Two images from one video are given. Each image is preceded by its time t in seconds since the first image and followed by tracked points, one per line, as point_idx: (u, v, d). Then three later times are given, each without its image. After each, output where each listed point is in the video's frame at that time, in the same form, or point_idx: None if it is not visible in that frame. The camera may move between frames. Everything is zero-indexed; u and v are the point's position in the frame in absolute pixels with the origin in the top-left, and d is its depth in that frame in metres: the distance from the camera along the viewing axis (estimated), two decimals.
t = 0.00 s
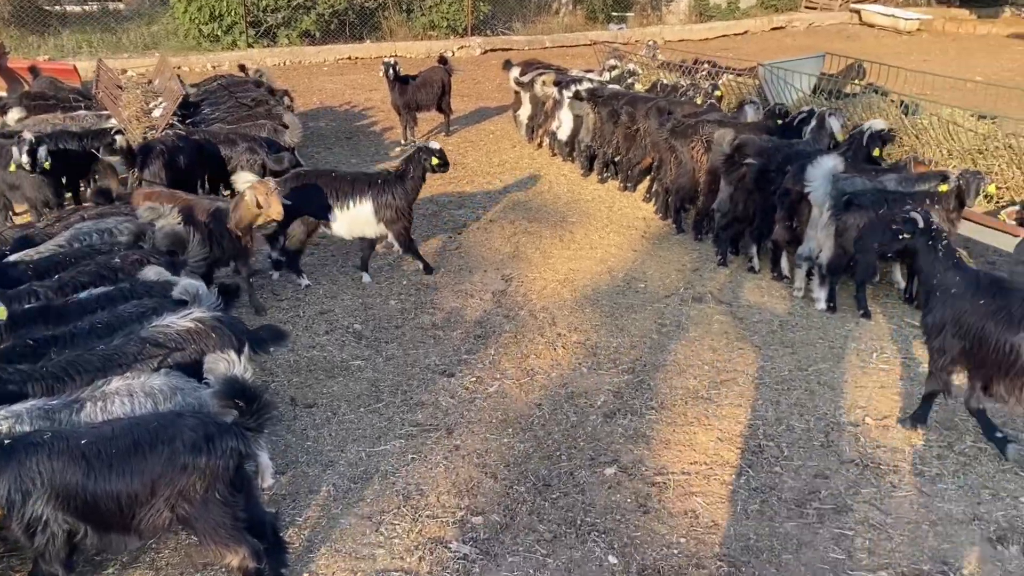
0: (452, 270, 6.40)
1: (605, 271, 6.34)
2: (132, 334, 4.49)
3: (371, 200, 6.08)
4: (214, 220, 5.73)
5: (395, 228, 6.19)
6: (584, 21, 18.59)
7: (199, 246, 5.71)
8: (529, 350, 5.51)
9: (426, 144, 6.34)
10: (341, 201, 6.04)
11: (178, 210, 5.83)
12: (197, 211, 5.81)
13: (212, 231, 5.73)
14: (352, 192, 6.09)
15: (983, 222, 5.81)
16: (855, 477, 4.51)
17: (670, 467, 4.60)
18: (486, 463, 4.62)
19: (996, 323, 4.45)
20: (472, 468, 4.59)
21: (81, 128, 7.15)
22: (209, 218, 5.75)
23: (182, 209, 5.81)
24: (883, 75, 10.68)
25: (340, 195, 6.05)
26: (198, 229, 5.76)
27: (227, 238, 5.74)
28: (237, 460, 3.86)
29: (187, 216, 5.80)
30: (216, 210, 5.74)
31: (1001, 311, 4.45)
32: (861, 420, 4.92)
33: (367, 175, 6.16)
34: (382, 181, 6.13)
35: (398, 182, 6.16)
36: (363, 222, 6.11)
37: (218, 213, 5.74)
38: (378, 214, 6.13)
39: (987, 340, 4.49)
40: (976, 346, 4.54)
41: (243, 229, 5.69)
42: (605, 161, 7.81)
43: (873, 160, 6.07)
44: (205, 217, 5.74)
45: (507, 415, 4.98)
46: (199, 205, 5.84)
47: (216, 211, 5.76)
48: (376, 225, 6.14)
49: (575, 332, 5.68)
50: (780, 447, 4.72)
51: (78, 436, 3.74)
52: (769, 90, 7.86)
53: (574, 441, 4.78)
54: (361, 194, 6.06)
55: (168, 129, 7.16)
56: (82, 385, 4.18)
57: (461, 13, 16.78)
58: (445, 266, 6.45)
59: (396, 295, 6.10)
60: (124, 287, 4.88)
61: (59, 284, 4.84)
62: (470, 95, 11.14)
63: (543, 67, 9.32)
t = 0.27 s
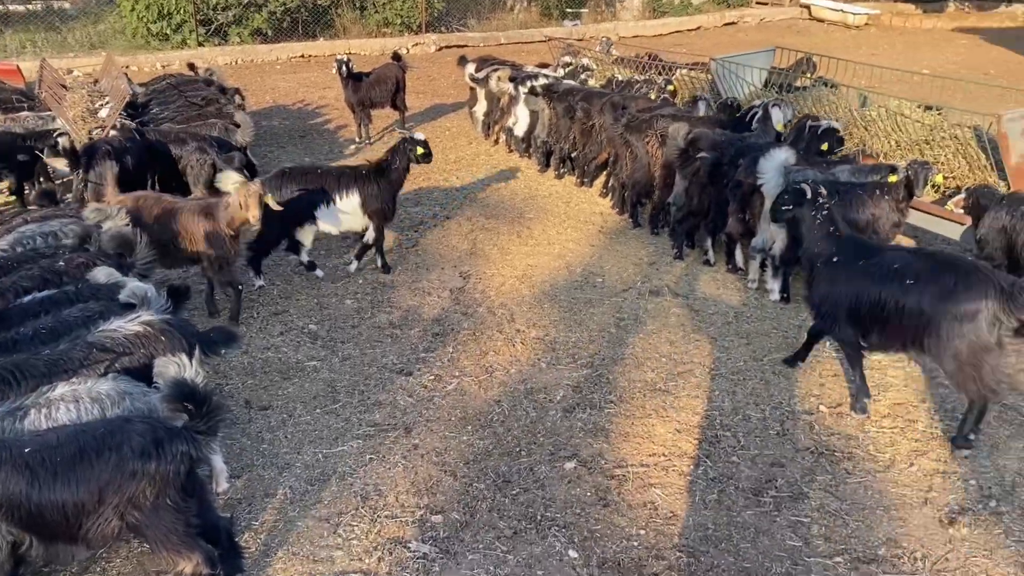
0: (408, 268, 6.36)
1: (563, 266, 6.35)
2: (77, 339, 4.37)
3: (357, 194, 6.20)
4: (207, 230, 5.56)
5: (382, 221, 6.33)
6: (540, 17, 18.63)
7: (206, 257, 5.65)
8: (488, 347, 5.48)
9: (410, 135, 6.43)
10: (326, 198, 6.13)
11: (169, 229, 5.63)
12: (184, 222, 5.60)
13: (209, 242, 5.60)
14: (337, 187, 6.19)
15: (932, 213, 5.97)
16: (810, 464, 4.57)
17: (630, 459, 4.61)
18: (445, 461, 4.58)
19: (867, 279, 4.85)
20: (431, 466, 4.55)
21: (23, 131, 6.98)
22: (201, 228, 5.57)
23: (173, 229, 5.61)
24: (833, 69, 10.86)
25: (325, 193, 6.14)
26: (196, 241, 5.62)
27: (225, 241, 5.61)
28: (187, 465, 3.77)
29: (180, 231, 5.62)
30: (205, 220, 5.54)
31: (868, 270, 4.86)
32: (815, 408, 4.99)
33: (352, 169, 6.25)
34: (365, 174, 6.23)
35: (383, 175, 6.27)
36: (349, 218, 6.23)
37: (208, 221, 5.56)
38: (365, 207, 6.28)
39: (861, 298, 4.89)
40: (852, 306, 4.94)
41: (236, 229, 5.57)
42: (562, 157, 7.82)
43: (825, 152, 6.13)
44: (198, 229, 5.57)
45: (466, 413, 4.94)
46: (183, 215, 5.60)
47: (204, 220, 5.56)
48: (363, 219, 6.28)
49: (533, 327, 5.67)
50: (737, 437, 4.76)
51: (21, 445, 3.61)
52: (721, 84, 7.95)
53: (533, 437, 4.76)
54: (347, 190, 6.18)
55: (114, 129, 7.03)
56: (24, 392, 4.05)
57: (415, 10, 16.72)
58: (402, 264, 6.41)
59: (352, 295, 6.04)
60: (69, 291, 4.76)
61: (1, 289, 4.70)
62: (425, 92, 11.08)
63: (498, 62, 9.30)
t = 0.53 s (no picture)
0: (368, 269, 6.31)
1: (524, 264, 6.35)
2: (24, 346, 4.26)
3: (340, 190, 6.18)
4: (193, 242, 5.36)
5: (363, 217, 6.36)
6: (499, 16, 18.66)
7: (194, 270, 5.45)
8: (449, 347, 5.45)
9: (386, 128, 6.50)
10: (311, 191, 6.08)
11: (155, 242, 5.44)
12: (171, 234, 5.40)
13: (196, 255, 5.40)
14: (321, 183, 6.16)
15: (887, 206, 6.08)
16: (770, 456, 4.61)
17: (592, 456, 4.61)
18: (407, 463, 4.54)
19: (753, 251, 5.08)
20: (392, 468, 4.51)
21: None
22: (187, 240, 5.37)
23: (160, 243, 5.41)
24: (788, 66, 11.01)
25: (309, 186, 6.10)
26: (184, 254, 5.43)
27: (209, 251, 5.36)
28: (141, 473, 3.68)
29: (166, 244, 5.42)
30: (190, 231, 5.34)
31: (758, 243, 5.08)
32: (775, 401, 5.04)
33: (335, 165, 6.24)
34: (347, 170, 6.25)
35: (365, 170, 6.31)
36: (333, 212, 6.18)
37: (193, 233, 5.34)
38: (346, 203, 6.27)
39: (752, 269, 5.13)
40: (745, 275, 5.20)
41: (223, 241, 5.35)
42: (522, 155, 7.81)
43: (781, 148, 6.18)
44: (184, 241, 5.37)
45: (428, 414, 4.91)
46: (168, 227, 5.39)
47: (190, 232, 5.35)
48: (346, 215, 6.25)
49: (495, 326, 5.66)
50: (698, 431, 4.79)
51: None
52: (678, 82, 8.02)
53: (495, 436, 4.74)
54: (330, 185, 6.15)
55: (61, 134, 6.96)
56: None
57: (373, 9, 16.66)
58: (361, 264, 6.37)
59: (311, 297, 5.98)
60: (16, 298, 4.64)
61: None
62: (384, 91, 11.02)
63: (456, 61, 9.27)
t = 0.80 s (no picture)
0: (333, 275, 6.27)
1: (490, 266, 6.35)
2: None
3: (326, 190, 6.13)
4: (181, 252, 5.19)
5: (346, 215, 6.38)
6: (464, 18, 18.69)
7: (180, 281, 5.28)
8: (416, 351, 5.43)
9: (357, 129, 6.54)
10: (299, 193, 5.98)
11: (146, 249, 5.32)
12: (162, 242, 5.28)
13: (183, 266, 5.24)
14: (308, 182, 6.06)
15: (847, 204, 6.20)
16: (736, 454, 4.64)
17: (560, 457, 4.61)
18: (373, 469, 4.51)
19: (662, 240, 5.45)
20: (359, 475, 4.47)
21: None
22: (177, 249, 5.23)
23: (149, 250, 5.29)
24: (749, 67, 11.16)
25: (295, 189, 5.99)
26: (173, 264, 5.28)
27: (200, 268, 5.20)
28: (101, 484, 3.60)
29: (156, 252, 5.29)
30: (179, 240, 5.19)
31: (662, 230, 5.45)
32: (740, 398, 5.08)
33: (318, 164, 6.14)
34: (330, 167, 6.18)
35: (347, 167, 6.26)
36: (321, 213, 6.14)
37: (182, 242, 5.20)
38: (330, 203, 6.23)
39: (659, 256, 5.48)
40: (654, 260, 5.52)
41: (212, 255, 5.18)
42: (488, 158, 7.81)
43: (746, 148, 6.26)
44: (171, 250, 5.22)
45: (395, 419, 4.88)
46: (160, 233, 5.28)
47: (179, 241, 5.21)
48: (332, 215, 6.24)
49: (462, 329, 5.65)
50: (665, 430, 4.81)
51: None
52: (641, 84, 8.08)
53: (463, 440, 4.72)
54: (315, 186, 6.07)
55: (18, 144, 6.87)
56: None
57: (337, 12, 16.60)
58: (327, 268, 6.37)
59: (275, 303, 5.92)
60: None
61: None
62: (348, 95, 10.96)
63: (421, 64, 9.24)
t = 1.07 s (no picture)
0: (305, 283, 6.23)
1: (463, 273, 6.34)
2: None
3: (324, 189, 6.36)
4: (178, 273, 5.05)
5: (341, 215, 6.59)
6: (436, 24, 18.78)
7: (176, 299, 5.13)
8: (388, 358, 5.40)
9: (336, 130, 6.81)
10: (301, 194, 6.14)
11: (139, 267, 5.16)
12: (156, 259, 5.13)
13: (180, 284, 5.09)
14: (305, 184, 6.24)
15: (814, 206, 6.28)
16: (709, 456, 4.66)
17: (535, 463, 4.60)
18: (346, 478, 4.47)
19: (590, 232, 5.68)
20: (331, 484, 4.43)
21: None
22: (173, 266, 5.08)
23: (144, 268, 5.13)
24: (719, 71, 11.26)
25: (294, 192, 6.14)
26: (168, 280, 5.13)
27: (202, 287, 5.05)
28: (68, 500, 3.54)
29: (153, 270, 5.15)
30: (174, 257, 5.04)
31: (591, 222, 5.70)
32: (713, 400, 5.10)
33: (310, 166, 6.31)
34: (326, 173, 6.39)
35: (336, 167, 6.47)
36: (321, 213, 6.34)
37: (177, 259, 5.05)
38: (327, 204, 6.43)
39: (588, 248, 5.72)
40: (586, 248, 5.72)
41: (209, 273, 5.04)
42: (460, 163, 7.81)
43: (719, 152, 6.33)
44: (167, 267, 5.07)
45: (367, 428, 4.85)
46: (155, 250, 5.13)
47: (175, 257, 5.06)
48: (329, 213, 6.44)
49: (435, 335, 5.63)
50: (638, 433, 4.82)
51: None
52: (614, 91, 8.15)
53: (437, 448, 4.70)
54: (313, 187, 6.27)
55: None
56: None
57: (307, 19, 16.59)
58: (298, 276, 6.34)
59: (246, 312, 5.87)
60: None
61: None
62: (319, 101, 10.92)
63: (391, 69, 9.23)
